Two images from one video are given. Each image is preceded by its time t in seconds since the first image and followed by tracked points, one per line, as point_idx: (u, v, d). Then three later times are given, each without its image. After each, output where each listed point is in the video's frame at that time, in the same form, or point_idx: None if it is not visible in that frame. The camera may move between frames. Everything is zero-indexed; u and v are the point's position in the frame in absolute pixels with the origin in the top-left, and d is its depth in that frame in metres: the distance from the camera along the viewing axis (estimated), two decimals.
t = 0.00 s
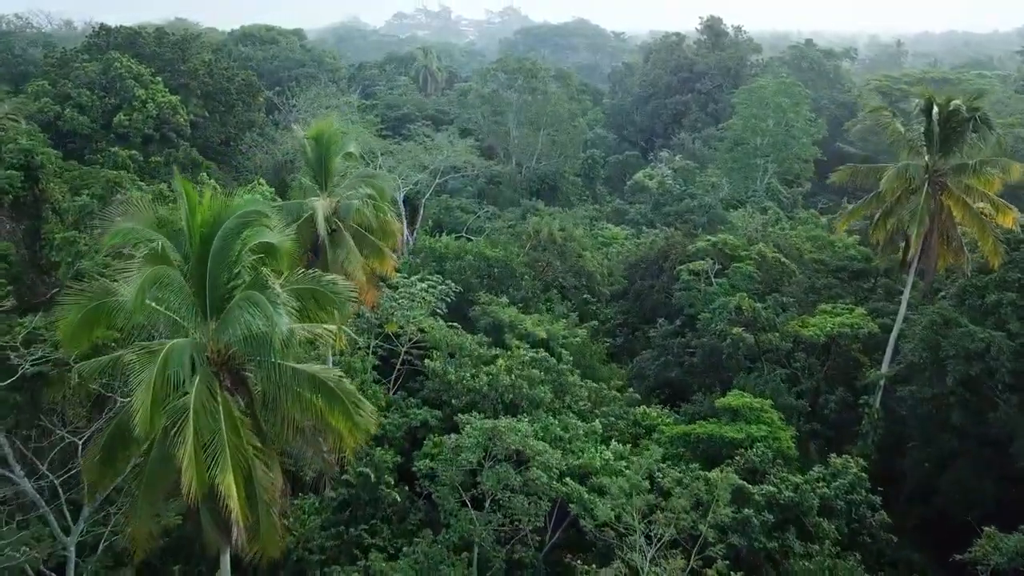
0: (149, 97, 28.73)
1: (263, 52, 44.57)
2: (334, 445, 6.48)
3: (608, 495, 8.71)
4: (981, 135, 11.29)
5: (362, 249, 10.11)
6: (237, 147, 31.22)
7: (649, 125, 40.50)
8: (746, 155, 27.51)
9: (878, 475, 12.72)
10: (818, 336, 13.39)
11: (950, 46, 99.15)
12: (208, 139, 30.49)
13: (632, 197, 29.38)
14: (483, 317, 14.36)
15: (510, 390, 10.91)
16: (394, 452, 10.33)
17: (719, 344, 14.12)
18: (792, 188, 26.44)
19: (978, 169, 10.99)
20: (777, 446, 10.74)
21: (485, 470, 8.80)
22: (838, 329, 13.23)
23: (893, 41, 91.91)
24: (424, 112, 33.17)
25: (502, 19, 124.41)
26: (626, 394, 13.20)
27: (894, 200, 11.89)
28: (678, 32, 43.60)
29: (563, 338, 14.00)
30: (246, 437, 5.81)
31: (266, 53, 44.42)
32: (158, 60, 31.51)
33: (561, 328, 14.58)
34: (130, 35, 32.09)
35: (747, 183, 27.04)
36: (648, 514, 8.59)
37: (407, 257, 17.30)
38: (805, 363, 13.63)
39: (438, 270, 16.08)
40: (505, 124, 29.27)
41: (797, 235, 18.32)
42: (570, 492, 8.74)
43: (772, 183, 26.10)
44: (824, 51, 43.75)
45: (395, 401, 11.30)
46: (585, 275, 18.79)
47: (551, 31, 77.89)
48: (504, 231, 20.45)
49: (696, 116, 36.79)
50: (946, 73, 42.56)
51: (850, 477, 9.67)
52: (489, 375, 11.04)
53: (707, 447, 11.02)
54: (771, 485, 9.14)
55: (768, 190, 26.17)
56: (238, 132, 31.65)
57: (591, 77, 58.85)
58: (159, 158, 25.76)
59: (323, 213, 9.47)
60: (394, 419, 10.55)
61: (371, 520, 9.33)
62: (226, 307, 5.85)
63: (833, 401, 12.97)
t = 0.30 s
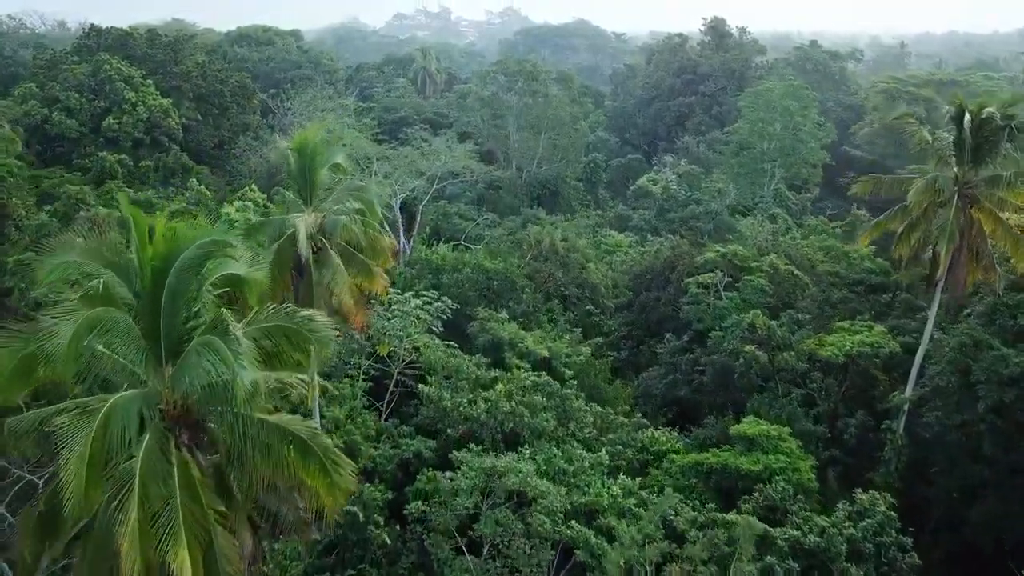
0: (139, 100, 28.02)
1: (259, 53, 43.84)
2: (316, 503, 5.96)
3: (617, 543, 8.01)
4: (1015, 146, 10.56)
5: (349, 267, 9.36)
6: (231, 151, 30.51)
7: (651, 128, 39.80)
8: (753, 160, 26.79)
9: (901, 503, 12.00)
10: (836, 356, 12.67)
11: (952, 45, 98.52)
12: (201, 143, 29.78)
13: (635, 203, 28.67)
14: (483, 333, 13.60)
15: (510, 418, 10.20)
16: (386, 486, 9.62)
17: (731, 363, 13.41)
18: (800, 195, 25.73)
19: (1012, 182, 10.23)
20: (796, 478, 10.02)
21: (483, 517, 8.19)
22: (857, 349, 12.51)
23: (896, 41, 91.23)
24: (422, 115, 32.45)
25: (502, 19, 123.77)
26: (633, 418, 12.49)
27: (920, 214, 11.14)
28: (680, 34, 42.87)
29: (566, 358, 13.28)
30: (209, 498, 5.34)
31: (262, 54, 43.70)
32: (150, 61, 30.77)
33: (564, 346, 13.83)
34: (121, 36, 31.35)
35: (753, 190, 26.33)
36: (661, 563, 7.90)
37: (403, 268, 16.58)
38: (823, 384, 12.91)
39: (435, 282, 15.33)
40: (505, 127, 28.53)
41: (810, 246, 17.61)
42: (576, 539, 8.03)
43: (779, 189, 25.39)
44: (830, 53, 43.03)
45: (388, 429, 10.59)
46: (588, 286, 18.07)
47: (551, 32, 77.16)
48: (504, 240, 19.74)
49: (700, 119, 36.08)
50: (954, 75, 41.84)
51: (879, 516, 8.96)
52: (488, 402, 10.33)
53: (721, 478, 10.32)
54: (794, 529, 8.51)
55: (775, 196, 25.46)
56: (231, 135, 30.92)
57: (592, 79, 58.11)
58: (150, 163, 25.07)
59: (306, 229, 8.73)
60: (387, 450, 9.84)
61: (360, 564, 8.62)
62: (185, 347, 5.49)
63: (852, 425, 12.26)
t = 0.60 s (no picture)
0: (129, 103, 27.25)
1: (254, 55, 43.08)
2: None
3: None
4: None
5: (336, 289, 8.56)
6: (224, 155, 29.75)
7: (653, 131, 39.06)
8: (760, 165, 26.05)
9: (930, 537, 11.25)
10: (858, 379, 11.89)
11: (956, 46, 97.73)
12: (193, 147, 29.03)
13: (639, 209, 27.93)
14: (482, 353, 12.85)
15: (510, 453, 9.47)
16: (374, 529, 8.90)
17: (745, 385, 12.65)
18: (809, 201, 24.99)
19: None
20: (821, 518, 9.27)
21: None
22: (880, 372, 11.76)
23: (899, 42, 90.45)
24: (420, 119, 31.69)
25: (502, 20, 123.16)
26: (641, 445, 11.75)
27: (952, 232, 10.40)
28: (684, 35, 42.10)
29: (570, 380, 12.54)
30: None
31: (257, 55, 42.95)
32: (140, 63, 29.98)
33: (568, 366, 13.07)
34: (111, 37, 30.57)
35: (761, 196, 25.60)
36: None
37: (399, 281, 15.83)
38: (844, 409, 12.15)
39: (432, 298, 14.55)
40: (505, 131, 27.76)
41: (824, 257, 16.85)
42: None
43: (788, 195, 24.63)
44: (835, 54, 42.28)
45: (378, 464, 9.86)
46: (592, 299, 17.33)
47: (551, 33, 76.45)
48: (504, 250, 18.99)
49: (704, 122, 35.40)
50: (962, 76, 41.09)
51: (916, 564, 8.21)
52: (486, 436, 9.61)
53: (737, 516, 9.59)
54: None
55: (783, 203, 24.69)
56: (225, 140, 30.13)
57: (593, 81, 57.41)
58: (139, 169, 24.32)
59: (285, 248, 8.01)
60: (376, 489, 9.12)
61: None
62: (125, 412, 5.38)
63: (876, 453, 11.52)
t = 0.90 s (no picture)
0: (117, 107, 26.46)
1: (249, 56, 42.29)
2: None
3: None
4: None
5: (320, 319, 7.87)
6: (217, 160, 28.95)
7: (656, 134, 38.30)
8: (768, 170, 25.27)
9: None
10: (885, 406, 11.02)
11: (960, 47, 96.94)
12: (184, 152, 28.24)
13: (643, 215, 27.15)
14: (481, 378, 12.05)
15: (509, 496, 8.79)
16: None
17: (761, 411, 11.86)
18: (819, 208, 24.21)
19: None
20: (850, 566, 8.47)
21: None
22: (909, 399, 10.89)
23: (903, 43, 89.70)
24: (418, 123, 30.90)
25: (502, 21, 122.37)
26: (651, 478, 10.96)
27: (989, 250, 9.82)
28: (687, 36, 41.30)
29: (574, 406, 11.75)
30: None
31: (252, 57, 42.16)
32: (129, 65, 29.17)
33: (573, 391, 12.27)
34: (100, 38, 29.78)
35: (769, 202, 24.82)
36: None
37: (393, 297, 15.05)
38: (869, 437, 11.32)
39: (427, 316, 13.75)
40: (505, 135, 26.99)
41: (840, 271, 16.07)
42: None
43: (798, 202, 23.82)
44: (841, 56, 41.50)
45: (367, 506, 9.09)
46: (596, 315, 16.54)
47: (551, 33, 75.68)
48: (504, 261, 18.22)
49: (709, 125, 34.89)
50: (971, 78, 40.26)
51: None
52: (484, 478, 8.95)
53: (758, 562, 8.78)
54: None
55: (792, 210, 23.88)
56: (217, 144, 29.34)
57: (593, 83, 56.60)
58: (127, 175, 23.53)
59: (261, 275, 7.39)
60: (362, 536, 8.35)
61: None
62: (33, 502, 5.20)
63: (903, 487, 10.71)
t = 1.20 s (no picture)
0: (105, 110, 25.67)
1: (244, 57, 41.48)
2: None
3: None
4: None
5: (290, 354, 7.95)
6: (208, 165, 28.16)
7: (658, 137, 37.51)
8: (777, 176, 24.47)
9: None
10: (915, 439, 10.21)
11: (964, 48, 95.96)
12: (175, 156, 27.45)
13: (647, 222, 26.38)
14: (478, 404, 11.23)
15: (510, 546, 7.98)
16: None
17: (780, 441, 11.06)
18: (829, 216, 23.42)
19: None
20: None
21: None
22: (941, 432, 10.09)
23: (906, 45, 88.87)
24: (415, 126, 30.10)
25: (502, 22, 121.61)
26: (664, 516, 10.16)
27: None
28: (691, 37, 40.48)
29: (580, 436, 10.97)
30: None
31: (248, 58, 41.35)
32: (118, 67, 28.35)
33: (578, 419, 11.46)
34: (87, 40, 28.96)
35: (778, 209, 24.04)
36: None
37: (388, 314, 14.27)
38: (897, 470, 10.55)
39: (422, 334, 12.97)
40: (505, 139, 26.20)
41: (857, 285, 15.29)
42: None
43: (808, 209, 23.00)
44: (848, 57, 40.72)
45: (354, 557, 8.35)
46: (601, 331, 15.75)
47: (551, 34, 74.90)
48: (504, 274, 17.44)
49: (713, 129, 34.09)
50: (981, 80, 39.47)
51: None
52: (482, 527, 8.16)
53: None
54: None
55: (803, 218, 23.05)
56: (209, 148, 28.53)
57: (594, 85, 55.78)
58: (113, 181, 22.74)
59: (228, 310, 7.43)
60: None
61: None
62: None
63: (936, 525, 9.91)
